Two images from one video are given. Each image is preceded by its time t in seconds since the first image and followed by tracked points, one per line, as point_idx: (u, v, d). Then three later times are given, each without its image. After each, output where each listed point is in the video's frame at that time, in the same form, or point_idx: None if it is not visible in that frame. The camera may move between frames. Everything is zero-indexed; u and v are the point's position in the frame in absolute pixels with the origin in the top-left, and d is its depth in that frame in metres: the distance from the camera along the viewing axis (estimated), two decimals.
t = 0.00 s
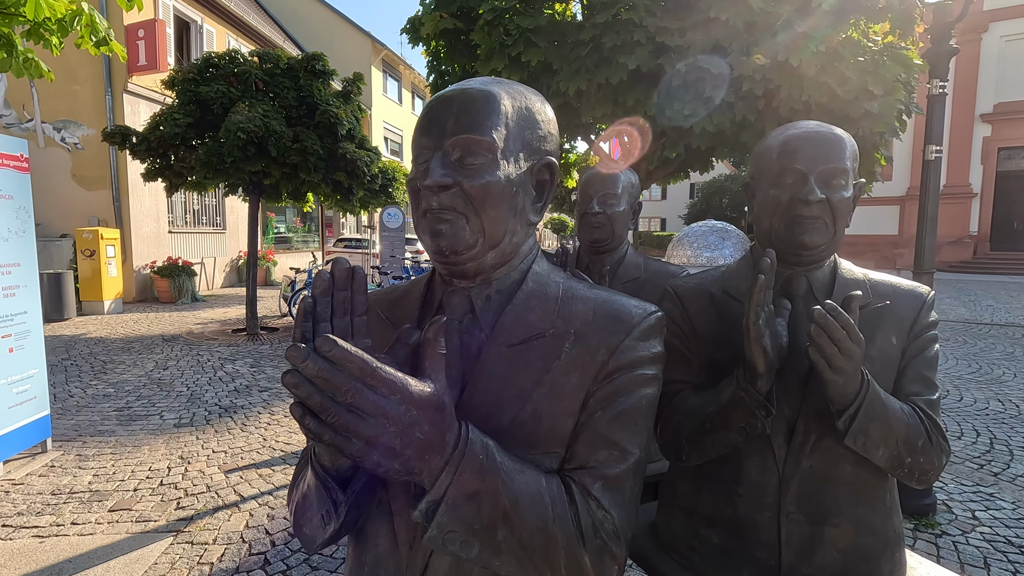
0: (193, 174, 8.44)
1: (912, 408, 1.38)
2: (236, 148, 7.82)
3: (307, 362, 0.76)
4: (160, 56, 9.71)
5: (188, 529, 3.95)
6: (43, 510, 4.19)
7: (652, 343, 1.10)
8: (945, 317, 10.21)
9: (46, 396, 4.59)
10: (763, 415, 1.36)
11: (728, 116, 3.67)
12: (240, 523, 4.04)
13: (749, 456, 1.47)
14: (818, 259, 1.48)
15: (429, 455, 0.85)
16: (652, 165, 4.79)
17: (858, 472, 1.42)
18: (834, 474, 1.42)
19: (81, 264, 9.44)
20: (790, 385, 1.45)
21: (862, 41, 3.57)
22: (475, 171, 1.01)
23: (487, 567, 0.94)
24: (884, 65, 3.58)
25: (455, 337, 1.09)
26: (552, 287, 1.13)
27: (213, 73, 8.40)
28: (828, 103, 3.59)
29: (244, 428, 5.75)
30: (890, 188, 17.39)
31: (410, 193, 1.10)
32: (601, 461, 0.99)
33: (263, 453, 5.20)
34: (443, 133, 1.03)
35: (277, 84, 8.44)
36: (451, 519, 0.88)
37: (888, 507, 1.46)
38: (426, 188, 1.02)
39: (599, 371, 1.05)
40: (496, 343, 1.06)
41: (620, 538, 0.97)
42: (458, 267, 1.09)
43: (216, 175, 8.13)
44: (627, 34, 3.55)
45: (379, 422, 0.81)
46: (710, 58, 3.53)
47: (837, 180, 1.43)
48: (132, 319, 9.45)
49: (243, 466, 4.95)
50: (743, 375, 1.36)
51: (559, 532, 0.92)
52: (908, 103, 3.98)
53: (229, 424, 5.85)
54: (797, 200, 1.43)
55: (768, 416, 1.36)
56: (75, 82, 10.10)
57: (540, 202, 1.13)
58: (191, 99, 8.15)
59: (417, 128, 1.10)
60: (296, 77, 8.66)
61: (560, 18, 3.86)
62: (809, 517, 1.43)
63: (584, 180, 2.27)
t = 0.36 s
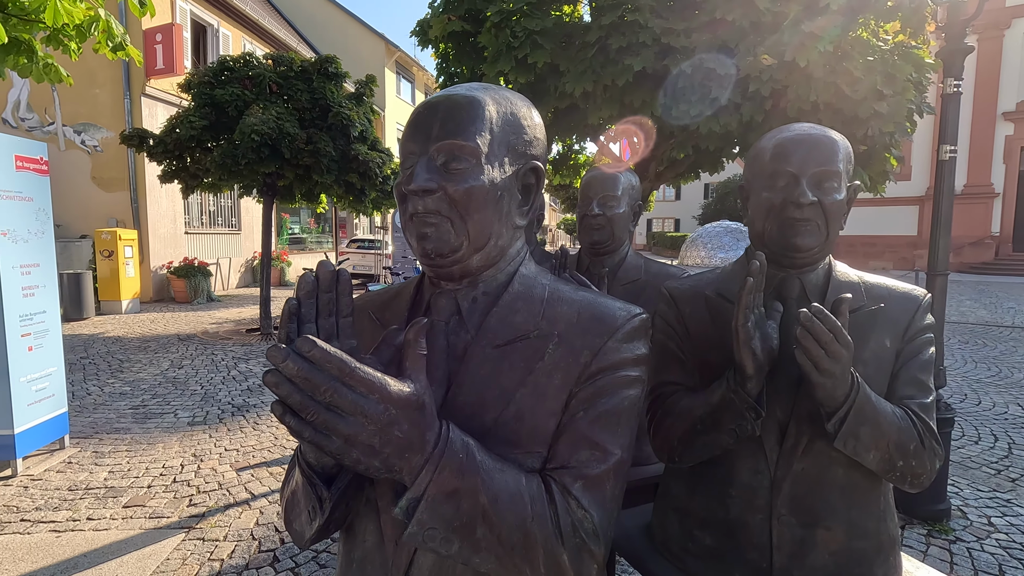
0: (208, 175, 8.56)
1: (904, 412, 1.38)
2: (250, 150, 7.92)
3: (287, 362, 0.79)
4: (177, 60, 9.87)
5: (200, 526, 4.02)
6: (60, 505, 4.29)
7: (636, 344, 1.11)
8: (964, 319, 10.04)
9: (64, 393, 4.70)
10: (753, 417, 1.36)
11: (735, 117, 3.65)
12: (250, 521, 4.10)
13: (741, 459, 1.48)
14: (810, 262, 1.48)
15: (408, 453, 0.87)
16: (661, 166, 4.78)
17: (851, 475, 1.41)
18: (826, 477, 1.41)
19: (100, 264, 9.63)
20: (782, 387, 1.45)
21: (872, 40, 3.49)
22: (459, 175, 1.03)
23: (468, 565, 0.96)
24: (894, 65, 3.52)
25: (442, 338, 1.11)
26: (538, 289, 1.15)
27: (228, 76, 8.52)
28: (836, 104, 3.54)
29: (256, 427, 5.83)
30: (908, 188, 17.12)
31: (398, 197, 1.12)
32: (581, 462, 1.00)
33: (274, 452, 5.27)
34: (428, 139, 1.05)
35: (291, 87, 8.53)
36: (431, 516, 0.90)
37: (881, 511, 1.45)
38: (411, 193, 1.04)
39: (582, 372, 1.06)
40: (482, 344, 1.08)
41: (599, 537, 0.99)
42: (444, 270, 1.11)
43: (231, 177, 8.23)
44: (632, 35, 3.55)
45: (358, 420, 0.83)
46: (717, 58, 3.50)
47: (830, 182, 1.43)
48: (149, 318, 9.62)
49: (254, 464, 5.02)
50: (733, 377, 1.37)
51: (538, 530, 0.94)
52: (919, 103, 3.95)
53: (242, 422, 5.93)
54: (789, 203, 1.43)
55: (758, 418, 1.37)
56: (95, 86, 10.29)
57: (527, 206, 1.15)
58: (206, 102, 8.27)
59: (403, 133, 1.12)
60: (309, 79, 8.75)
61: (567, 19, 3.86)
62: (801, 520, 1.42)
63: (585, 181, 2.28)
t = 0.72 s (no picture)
0: (222, 177, 8.67)
1: (899, 416, 1.38)
2: (263, 152, 8.02)
3: (273, 362, 0.81)
4: (192, 63, 10.01)
5: (211, 523, 4.08)
6: (76, 501, 4.38)
7: (624, 346, 1.12)
8: (983, 322, 9.87)
9: (81, 391, 4.80)
10: (745, 419, 1.36)
11: (742, 117, 3.63)
12: (261, 518, 4.16)
13: (735, 461, 1.48)
14: (806, 264, 1.48)
15: (393, 451, 0.89)
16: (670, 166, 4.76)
17: (846, 479, 1.41)
18: (821, 480, 1.41)
19: (117, 265, 9.79)
20: (777, 389, 1.45)
21: (881, 39, 3.45)
22: (448, 179, 1.05)
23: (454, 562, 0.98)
24: (904, 64, 3.48)
25: (433, 339, 1.13)
26: (528, 291, 1.16)
27: (242, 79, 8.62)
28: (845, 104, 3.50)
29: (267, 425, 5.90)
30: (926, 188, 16.86)
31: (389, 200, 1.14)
32: (567, 462, 1.01)
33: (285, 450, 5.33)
34: (417, 144, 1.07)
35: (304, 89, 8.62)
36: (416, 513, 0.92)
37: (877, 516, 1.45)
38: (400, 197, 1.06)
39: (569, 373, 1.07)
40: (471, 345, 1.10)
41: (583, 537, 1.00)
42: (434, 271, 1.13)
43: (244, 179, 8.34)
44: (638, 36, 3.55)
45: (342, 420, 0.85)
46: (724, 58, 3.49)
47: (825, 184, 1.42)
48: (165, 318, 9.77)
49: (265, 462, 5.08)
50: (726, 380, 1.37)
51: (521, 530, 0.95)
52: (929, 103, 3.92)
53: (254, 421, 6.01)
54: (784, 205, 1.43)
55: (751, 421, 1.37)
56: (113, 89, 10.48)
57: (516, 209, 1.17)
58: (220, 105, 8.38)
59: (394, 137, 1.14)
60: (321, 81, 8.84)
61: (573, 20, 3.87)
62: (795, 523, 1.42)
63: (587, 184, 2.28)
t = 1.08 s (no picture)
0: (236, 179, 8.77)
1: (899, 419, 1.36)
2: (276, 154, 8.11)
3: (262, 360, 0.82)
4: (208, 66, 10.15)
5: (222, 520, 4.13)
6: (91, 497, 4.45)
7: (617, 347, 1.13)
8: (1002, 324, 9.70)
9: (97, 389, 4.87)
10: (742, 421, 1.36)
11: (751, 117, 3.59)
12: (270, 515, 4.20)
13: (734, 463, 1.47)
14: (806, 265, 1.47)
15: (382, 450, 0.90)
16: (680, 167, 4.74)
17: (845, 482, 1.40)
18: (820, 483, 1.40)
19: (134, 265, 9.91)
20: (775, 391, 1.44)
21: (893, 38, 3.40)
22: (440, 181, 1.06)
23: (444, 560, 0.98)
24: (917, 63, 3.43)
25: (426, 339, 1.14)
26: (523, 291, 1.17)
27: (256, 82, 8.72)
28: (857, 104, 3.45)
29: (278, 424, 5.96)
30: (944, 188, 16.59)
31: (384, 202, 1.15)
32: (557, 462, 1.02)
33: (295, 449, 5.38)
34: (411, 146, 1.08)
35: (316, 91, 8.70)
36: (406, 511, 0.93)
37: (878, 519, 1.43)
38: (394, 198, 1.07)
39: (561, 373, 1.08)
40: (464, 345, 1.11)
41: (573, 537, 1.00)
42: (428, 273, 1.14)
43: (258, 180, 8.43)
44: (645, 37, 3.54)
45: (331, 418, 0.86)
46: (733, 57, 3.46)
47: (825, 185, 1.41)
48: (180, 317, 9.91)
49: (275, 461, 5.14)
50: (723, 382, 1.37)
51: (510, 529, 0.96)
52: (942, 101, 3.87)
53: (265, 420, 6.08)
54: (783, 206, 1.42)
55: (748, 423, 1.36)
56: (131, 93, 10.65)
57: (510, 210, 1.17)
58: (235, 107, 8.49)
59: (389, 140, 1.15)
60: (333, 84, 8.92)
61: (580, 21, 3.88)
62: (793, 526, 1.41)
63: (589, 185, 2.27)
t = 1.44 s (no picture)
0: (250, 180, 8.86)
1: (900, 421, 1.35)
2: (289, 155, 8.18)
3: (253, 358, 0.84)
4: (223, 69, 10.29)
5: (233, 517, 4.18)
6: (106, 493, 4.53)
7: (610, 348, 1.12)
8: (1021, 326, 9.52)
9: (112, 387, 4.95)
10: (740, 423, 1.35)
11: (760, 117, 3.55)
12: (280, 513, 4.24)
13: (733, 465, 1.46)
14: (807, 266, 1.46)
15: (373, 447, 0.91)
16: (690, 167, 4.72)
17: (846, 485, 1.38)
18: (819, 486, 1.39)
19: (151, 266, 10.07)
20: (775, 393, 1.43)
21: (905, 37, 3.34)
22: (434, 182, 1.07)
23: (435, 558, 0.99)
24: (930, 61, 3.37)
25: (422, 338, 1.16)
26: (517, 291, 1.18)
27: (269, 84, 8.82)
28: (869, 103, 3.39)
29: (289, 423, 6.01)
30: (963, 188, 16.32)
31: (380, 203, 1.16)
32: (549, 462, 1.02)
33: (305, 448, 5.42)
34: (406, 146, 1.09)
35: (328, 93, 8.77)
36: (397, 509, 0.94)
37: (880, 523, 1.41)
38: (388, 199, 1.08)
39: (554, 373, 1.09)
40: (458, 344, 1.12)
41: (563, 537, 1.00)
42: (423, 272, 1.15)
43: (271, 182, 8.50)
44: (653, 37, 3.53)
45: (321, 414, 0.87)
46: (741, 56, 3.43)
47: (824, 185, 1.40)
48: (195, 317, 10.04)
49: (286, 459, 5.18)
50: (721, 383, 1.37)
51: (500, 527, 0.96)
52: (955, 100, 3.82)
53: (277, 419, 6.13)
54: (782, 206, 1.42)
55: (746, 424, 1.36)
56: (148, 96, 10.80)
57: (505, 210, 1.18)
58: (248, 110, 8.58)
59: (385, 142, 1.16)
60: (345, 86, 8.98)
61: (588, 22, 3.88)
62: (793, 529, 1.40)
63: (593, 185, 2.27)
